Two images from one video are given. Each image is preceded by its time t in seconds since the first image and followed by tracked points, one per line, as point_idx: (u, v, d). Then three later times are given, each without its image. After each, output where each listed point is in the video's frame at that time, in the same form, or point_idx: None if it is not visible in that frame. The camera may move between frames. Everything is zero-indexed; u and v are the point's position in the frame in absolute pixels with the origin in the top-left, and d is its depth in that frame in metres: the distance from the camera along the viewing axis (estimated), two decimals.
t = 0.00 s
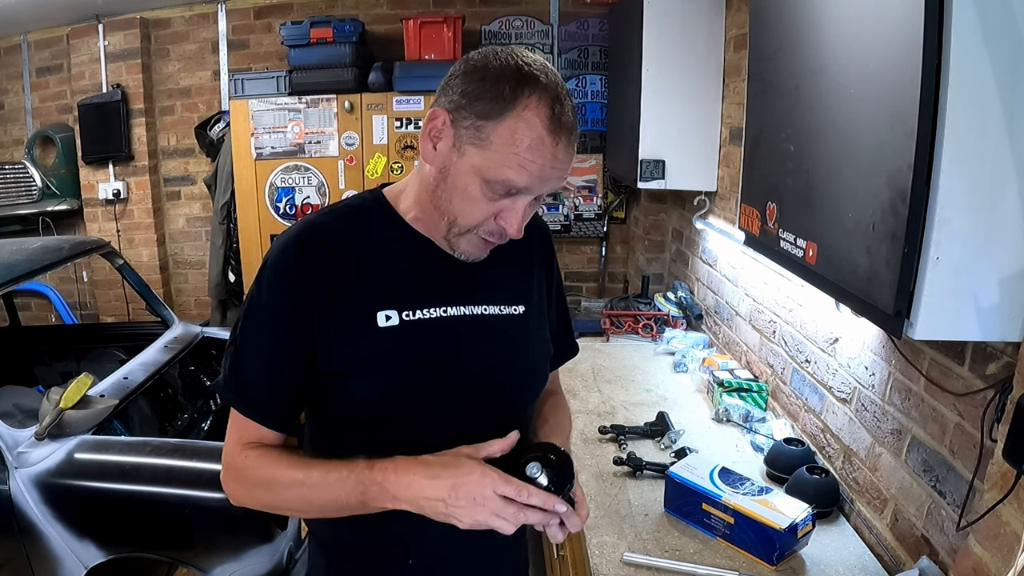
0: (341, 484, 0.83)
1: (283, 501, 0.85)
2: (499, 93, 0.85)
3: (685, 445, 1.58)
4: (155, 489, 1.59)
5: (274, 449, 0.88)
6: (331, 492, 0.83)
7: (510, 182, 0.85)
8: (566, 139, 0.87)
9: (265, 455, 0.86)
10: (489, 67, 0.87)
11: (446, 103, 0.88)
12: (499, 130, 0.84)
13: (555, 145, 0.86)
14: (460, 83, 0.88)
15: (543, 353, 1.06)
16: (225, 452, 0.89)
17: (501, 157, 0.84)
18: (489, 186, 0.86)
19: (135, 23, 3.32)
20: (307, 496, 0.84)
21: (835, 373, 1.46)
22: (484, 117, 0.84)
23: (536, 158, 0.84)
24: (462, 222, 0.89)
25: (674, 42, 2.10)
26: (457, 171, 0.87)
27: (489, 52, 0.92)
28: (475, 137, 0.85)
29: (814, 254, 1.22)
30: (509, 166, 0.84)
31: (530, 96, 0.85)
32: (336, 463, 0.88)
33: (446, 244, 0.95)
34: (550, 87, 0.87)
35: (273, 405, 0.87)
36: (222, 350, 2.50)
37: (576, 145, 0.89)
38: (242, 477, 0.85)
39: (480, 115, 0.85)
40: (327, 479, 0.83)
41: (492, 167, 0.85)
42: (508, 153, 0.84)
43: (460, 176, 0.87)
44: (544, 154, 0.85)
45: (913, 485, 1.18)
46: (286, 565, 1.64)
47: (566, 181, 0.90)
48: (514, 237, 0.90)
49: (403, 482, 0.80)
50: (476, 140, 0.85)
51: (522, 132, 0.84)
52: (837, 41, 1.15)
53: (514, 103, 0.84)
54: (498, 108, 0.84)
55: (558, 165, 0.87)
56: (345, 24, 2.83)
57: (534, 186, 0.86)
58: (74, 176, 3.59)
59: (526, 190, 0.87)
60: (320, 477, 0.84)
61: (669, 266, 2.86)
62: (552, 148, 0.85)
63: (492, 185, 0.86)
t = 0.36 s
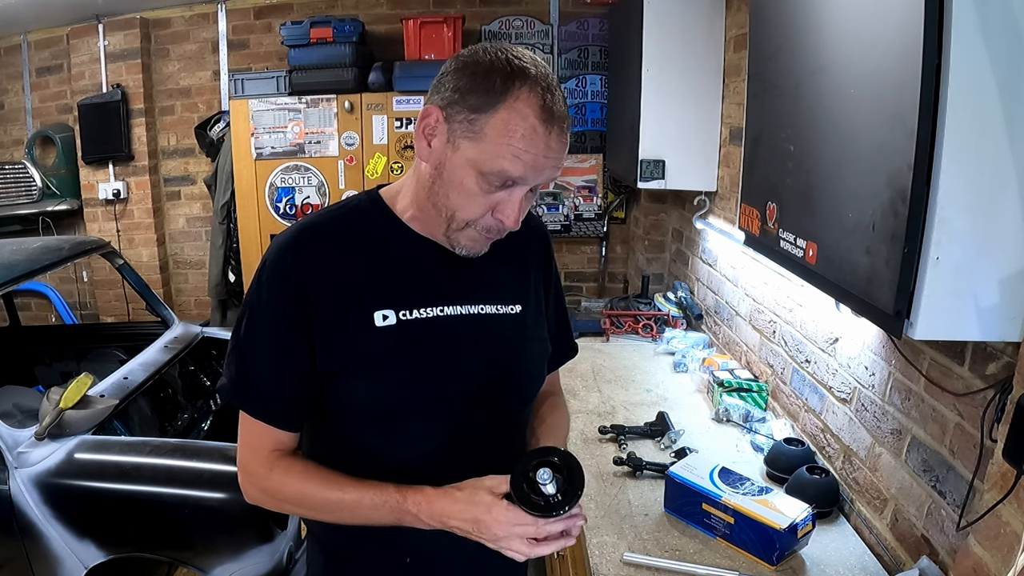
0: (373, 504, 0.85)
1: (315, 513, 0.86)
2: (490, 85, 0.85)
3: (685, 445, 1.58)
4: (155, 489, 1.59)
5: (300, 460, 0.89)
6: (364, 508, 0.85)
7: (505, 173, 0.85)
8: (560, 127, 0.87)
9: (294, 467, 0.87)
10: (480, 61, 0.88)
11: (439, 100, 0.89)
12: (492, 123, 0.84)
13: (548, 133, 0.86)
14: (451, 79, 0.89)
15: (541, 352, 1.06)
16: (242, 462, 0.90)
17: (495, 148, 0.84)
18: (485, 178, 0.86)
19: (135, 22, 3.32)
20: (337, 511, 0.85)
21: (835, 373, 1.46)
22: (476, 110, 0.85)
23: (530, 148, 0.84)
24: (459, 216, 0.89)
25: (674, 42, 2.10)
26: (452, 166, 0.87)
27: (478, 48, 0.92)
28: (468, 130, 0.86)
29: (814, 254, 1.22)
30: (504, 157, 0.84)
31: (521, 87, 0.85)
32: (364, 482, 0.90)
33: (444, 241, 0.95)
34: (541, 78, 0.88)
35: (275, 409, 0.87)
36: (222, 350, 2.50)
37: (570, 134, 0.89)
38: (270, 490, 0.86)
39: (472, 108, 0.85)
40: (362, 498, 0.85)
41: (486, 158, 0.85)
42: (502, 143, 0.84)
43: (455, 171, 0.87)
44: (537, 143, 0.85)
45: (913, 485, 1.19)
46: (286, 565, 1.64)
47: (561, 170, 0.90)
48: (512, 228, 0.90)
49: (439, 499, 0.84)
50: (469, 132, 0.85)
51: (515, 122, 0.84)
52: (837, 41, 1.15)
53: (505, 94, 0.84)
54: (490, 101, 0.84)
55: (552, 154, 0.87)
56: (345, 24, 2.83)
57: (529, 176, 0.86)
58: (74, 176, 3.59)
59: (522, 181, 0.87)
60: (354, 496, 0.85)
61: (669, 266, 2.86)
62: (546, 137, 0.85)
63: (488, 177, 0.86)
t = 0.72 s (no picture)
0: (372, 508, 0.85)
1: (324, 516, 0.87)
2: (493, 84, 0.85)
3: (685, 446, 1.58)
4: (155, 489, 1.59)
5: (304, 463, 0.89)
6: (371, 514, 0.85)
7: (510, 171, 0.85)
8: (563, 125, 0.87)
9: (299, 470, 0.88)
10: (481, 61, 0.88)
11: (441, 101, 0.89)
12: (496, 121, 0.84)
13: (552, 132, 0.86)
14: (453, 80, 0.89)
15: (542, 352, 1.06)
16: (247, 465, 0.90)
17: (499, 147, 0.84)
18: (490, 177, 0.86)
19: (135, 23, 3.32)
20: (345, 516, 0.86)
21: (835, 374, 1.46)
22: (479, 109, 0.85)
23: (534, 146, 0.85)
24: (464, 216, 0.89)
25: (674, 42, 2.10)
26: (456, 165, 0.87)
27: (479, 48, 0.92)
28: (472, 129, 0.85)
29: (814, 254, 1.22)
30: (508, 155, 0.84)
31: (524, 86, 0.86)
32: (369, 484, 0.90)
33: (448, 242, 0.94)
34: (543, 77, 0.88)
35: (277, 411, 0.87)
36: (223, 350, 2.50)
37: (572, 132, 0.89)
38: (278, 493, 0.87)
39: (475, 107, 0.85)
40: (370, 505, 0.85)
41: (491, 157, 0.85)
42: (506, 142, 0.84)
43: (459, 170, 0.87)
44: (541, 141, 0.85)
45: (913, 486, 1.18)
46: (286, 565, 1.64)
47: (564, 169, 0.90)
48: (517, 227, 0.90)
49: (446, 505, 0.85)
50: (473, 131, 0.85)
51: (519, 121, 0.84)
52: (837, 41, 1.15)
53: (508, 93, 0.85)
54: (493, 100, 0.85)
55: (556, 151, 0.87)
56: (345, 24, 2.83)
57: (533, 173, 0.87)
58: (74, 176, 3.59)
59: (527, 179, 0.87)
60: (362, 503, 0.85)
61: (669, 266, 2.86)
62: (549, 136, 0.86)
63: (492, 177, 0.86)
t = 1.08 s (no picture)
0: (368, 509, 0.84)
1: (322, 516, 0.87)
2: (493, 76, 0.85)
3: (685, 445, 1.58)
4: (155, 489, 1.59)
5: (301, 461, 0.89)
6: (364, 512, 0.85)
7: (511, 161, 0.85)
8: (563, 115, 0.87)
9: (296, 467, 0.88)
10: (480, 55, 0.88)
11: (441, 96, 0.89)
12: (496, 112, 0.85)
13: (552, 121, 0.86)
14: (453, 75, 0.89)
15: (544, 351, 1.07)
16: (245, 462, 0.90)
17: (500, 137, 0.85)
18: (491, 168, 0.86)
19: (135, 23, 3.32)
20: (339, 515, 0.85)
21: (835, 374, 1.46)
22: (479, 101, 0.85)
23: (534, 135, 0.85)
24: (466, 209, 0.89)
25: (674, 42, 2.10)
26: (457, 158, 0.87)
27: (478, 45, 0.93)
28: (473, 121, 0.86)
29: (814, 254, 1.22)
30: (509, 145, 0.84)
31: (523, 76, 0.86)
32: (366, 485, 0.90)
33: (450, 239, 0.94)
34: (542, 69, 0.88)
35: (279, 408, 0.87)
36: (222, 350, 2.50)
37: (572, 122, 0.90)
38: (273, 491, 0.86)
39: (475, 99, 0.85)
40: (361, 508, 0.84)
41: (492, 147, 0.85)
42: (507, 132, 0.84)
43: (460, 163, 0.87)
44: (541, 131, 0.85)
45: (913, 485, 1.18)
46: (286, 564, 1.64)
47: (566, 159, 0.90)
48: (520, 219, 0.90)
49: (445, 505, 0.85)
50: (474, 123, 0.86)
51: (519, 111, 0.84)
52: (837, 41, 1.15)
53: (508, 83, 0.85)
54: (493, 91, 0.85)
55: (557, 141, 0.87)
56: (345, 24, 2.83)
57: (535, 164, 0.86)
58: (74, 177, 3.59)
59: (528, 169, 0.87)
60: (354, 505, 0.85)
61: (669, 266, 2.86)
62: (549, 125, 0.86)
63: (493, 168, 0.86)
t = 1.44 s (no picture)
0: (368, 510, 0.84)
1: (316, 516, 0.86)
2: (500, 79, 0.85)
3: (685, 445, 1.58)
4: (155, 489, 1.59)
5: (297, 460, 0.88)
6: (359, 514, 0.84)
7: (516, 164, 0.85)
8: (569, 120, 0.88)
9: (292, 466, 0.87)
10: (488, 58, 0.88)
11: (448, 96, 0.89)
12: (503, 115, 0.85)
13: (557, 125, 0.86)
14: (460, 75, 0.89)
15: (547, 353, 1.06)
16: (242, 462, 0.89)
17: (506, 139, 0.85)
18: (495, 170, 0.86)
19: (135, 22, 3.32)
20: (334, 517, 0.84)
21: (835, 373, 1.46)
22: (486, 103, 0.85)
23: (540, 140, 0.85)
24: (469, 210, 0.89)
25: (674, 42, 2.10)
26: (461, 159, 0.87)
27: (486, 46, 0.92)
28: (479, 123, 0.86)
29: (814, 254, 1.22)
30: (515, 148, 0.84)
31: (531, 80, 0.86)
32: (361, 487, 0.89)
33: (452, 238, 0.94)
34: (549, 74, 0.88)
35: (278, 404, 0.87)
36: (222, 350, 2.50)
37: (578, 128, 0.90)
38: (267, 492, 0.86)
39: (482, 101, 0.85)
40: (355, 509, 0.84)
41: (497, 150, 0.85)
42: (513, 134, 0.84)
43: (465, 164, 0.87)
44: (547, 135, 0.85)
45: (913, 485, 1.18)
46: (286, 565, 1.64)
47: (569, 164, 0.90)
48: (522, 222, 0.90)
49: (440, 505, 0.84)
50: (480, 125, 0.86)
51: (526, 114, 0.84)
52: (837, 41, 1.15)
53: (515, 87, 0.85)
54: (500, 94, 0.85)
55: (562, 146, 0.87)
56: (345, 24, 2.83)
57: (539, 167, 0.86)
58: (74, 177, 3.59)
59: (532, 173, 0.87)
60: (346, 507, 0.84)
61: (669, 266, 2.86)
62: (555, 130, 0.86)
63: (498, 170, 0.86)
